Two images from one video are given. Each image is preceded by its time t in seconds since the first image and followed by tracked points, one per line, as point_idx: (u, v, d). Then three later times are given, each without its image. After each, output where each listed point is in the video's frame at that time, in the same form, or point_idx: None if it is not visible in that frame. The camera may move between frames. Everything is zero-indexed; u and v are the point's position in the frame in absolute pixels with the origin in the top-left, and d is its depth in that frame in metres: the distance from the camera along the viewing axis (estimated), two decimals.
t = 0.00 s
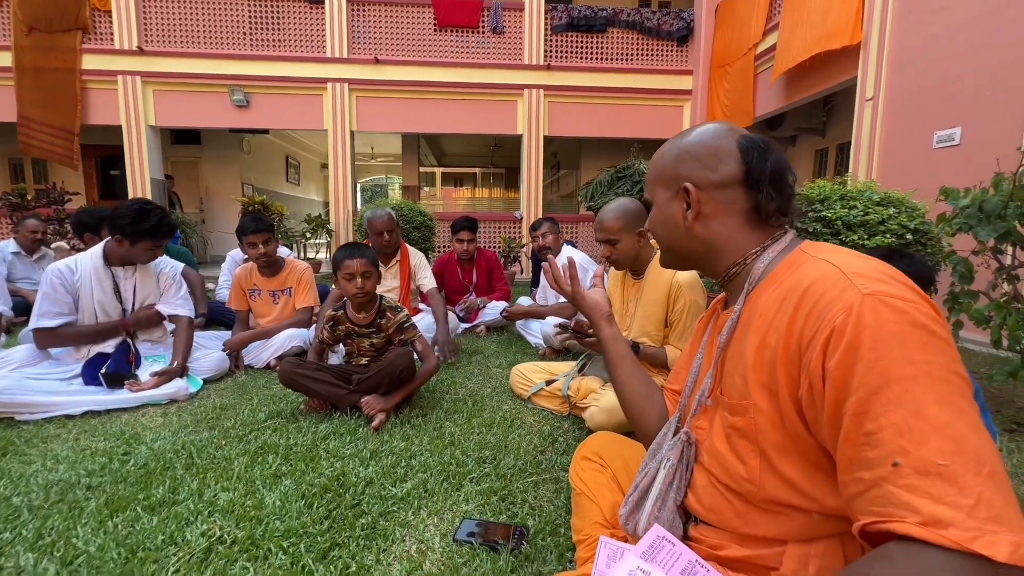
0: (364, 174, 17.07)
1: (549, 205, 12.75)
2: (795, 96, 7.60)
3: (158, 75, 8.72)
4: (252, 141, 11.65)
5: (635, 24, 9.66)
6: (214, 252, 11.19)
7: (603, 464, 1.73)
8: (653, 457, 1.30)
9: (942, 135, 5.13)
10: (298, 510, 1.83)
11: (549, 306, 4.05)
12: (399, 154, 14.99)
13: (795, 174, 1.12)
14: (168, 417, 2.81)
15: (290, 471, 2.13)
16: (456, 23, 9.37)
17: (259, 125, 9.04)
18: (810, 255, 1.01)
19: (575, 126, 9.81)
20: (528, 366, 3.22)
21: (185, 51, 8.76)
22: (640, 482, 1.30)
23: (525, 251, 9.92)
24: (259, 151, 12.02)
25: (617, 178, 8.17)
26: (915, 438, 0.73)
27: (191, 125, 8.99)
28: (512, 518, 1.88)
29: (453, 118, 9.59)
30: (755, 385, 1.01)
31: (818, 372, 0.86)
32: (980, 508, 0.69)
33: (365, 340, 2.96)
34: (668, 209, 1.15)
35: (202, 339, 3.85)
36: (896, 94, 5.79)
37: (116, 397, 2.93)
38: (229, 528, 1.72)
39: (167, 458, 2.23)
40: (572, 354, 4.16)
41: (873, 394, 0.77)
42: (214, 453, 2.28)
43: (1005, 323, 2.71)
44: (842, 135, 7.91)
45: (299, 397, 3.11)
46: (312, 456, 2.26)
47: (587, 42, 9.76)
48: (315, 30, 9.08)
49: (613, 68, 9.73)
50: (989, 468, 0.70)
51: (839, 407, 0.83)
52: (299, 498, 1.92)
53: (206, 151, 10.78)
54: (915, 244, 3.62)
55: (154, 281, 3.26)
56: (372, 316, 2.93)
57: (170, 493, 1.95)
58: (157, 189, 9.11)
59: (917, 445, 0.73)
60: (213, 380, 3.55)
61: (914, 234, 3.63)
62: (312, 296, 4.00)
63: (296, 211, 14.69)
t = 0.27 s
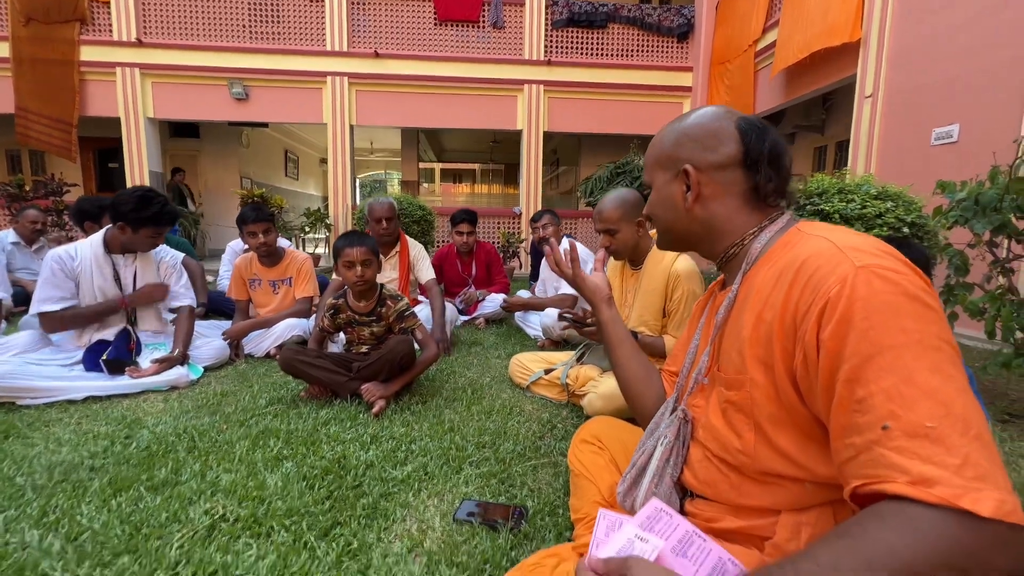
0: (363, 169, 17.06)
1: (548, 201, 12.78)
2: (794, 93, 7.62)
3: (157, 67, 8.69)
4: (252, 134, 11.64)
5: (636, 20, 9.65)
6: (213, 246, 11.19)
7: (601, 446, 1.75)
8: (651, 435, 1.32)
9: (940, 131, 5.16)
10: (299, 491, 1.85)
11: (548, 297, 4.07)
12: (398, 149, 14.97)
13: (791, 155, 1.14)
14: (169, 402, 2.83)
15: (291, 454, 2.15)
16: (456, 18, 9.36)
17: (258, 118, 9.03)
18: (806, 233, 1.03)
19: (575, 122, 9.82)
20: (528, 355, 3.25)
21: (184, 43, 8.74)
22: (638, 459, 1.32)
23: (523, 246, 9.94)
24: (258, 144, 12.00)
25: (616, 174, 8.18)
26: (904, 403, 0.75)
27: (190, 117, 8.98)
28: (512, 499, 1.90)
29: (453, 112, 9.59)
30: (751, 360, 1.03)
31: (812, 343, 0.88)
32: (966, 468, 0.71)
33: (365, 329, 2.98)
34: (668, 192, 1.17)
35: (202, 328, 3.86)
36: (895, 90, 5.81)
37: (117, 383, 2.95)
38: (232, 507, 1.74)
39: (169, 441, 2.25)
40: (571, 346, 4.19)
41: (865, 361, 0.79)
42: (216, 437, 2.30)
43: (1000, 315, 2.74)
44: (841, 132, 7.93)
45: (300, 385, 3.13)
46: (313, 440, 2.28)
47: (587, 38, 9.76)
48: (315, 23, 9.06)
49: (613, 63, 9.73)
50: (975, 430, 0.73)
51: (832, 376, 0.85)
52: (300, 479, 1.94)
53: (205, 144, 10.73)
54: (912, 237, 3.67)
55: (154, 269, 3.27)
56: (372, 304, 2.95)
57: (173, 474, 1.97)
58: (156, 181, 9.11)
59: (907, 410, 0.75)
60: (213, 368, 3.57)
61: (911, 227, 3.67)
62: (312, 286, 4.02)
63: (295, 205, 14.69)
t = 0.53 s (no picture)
0: (362, 167, 17.06)
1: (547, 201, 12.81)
2: (793, 94, 7.65)
3: (157, 63, 8.69)
4: (251, 131, 11.63)
5: (636, 20, 9.67)
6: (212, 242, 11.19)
7: (599, 439, 1.77)
8: (649, 425, 1.34)
9: (936, 133, 5.20)
10: (301, 481, 1.87)
11: (547, 295, 4.10)
12: (398, 147, 14.99)
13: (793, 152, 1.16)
14: (170, 395, 2.84)
15: (292, 446, 2.16)
16: (457, 16, 9.37)
17: (258, 115, 9.03)
18: (802, 226, 1.05)
19: (574, 121, 9.84)
20: (527, 351, 3.27)
21: (184, 39, 8.73)
22: (635, 449, 1.35)
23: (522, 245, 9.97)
24: (257, 141, 11.99)
25: (615, 174, 8.21)
26: (894, 389, 0.77)
27: (189, 113, 8.97)
28: (511, 491, 1.93)
29: (452, 111, 9.60)
30: (747, 350, 1.05)
31: (807, 333, 0.90)
32: (954, 452, 0.73)
33: (366, 324, 3.00)
34: (673, 183, 1.18)
35: (202, 322, 3.87)
36: (893, 92, 5.84)
37: (117, 376, 2.96)
38: (234, 497, 1.76)
39: (171, 433, 2.27)
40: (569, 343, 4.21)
41: (858, 349, 0.81)
42: (217, 429, 2.32)
43: (993, 314, 2.77)
44: (839, 134, 7.96)
45: (300, 379, 3.15)
46: (314, 433, 2.30)
47: (587, 38, 9.78)
48: (315, 20, 9.06)
49: (613, 63, 9.75)
50: (962, 415, 0.75)
51: (825, 364, 0.87)
52: (302, 470, 1.95)
53: (204, 140, 10.69)
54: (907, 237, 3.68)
55: (155, 263, 3.28)
56: (372, 299, 2.97)
57: (175, 464, 1.99)
58: (154, 177, 9.10)
59: (897, 396, 0.77)
60: (213, 363, 3.58)
61: (907, 227, 3.69)
62: (312, 281, 4.03)
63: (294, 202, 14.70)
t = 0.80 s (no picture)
0: (359, 166, 17.03)
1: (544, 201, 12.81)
2: (789, 96, 7.69)
3: (152, 59, 8.64)
4: (246, 129, 11.59)
5: (633, 21, 9.69)
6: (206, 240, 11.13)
7: (594, 438, 1.77)
8: (643, 423, 1.34)
9: (930, 137, 5.23)
10: (294, 479, 1.86)
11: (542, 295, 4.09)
12: (394, 146, 14.96)
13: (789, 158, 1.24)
14: (163, 393, 2.82)
15: (286, 443, 2.15)
16: (455, 16, 9.36)
17: (254, 112, 8.99)
18: (794, 224, 1.05)
19: (571, 122, 9.84)
20: (522, 350, 3.26)
21: (180, 35, 8.69)
22: (630, 446, 1.35)
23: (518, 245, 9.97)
24: (252, 139, 11.95)
25: (612, 174, 8.22)
26: (883, 385, 0.77)
27: (184, 111, 8.92)
28: (505, 489, 1.93)
29: (449, 110, 9.59)
30: (739, 347, 1.06)
31: (797, 331, 0.90)
32: (941, 447, 0.73)
33: (361, 322, 2.99)
34: (698, 166, 1.13)
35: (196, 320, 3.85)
36: (887, 94, 5.87)
37: (110, 373, 2.94)
38: (226, 494, 1.75)
39: (164, 430, 2.25)
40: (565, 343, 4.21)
41: (847, 346, 0.82)
42: (210, 427, 2.31)
43: (985, 315, 2.78)
44: (834, 136, 8.00)
45: (294, 377, 3.14)
46: (308, 430, 2.29)
47: (585, 38, 9.79)
48: (312, 18, 9.04)
49: (610, 64, 9.76)
50: (950, 410, 0.75)
51: (815, 361, 0.87)
52: (295, 468, 1.95)
53: (198, 138, 10.65)
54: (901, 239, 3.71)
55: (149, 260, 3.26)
56: (368, 298, 2.96)
57: (167, 462, 1.97)
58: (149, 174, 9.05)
59: (886, 391, 0.77)
60: (207, 360, 3.56)
61: (901, 229, 3.71)
62: (307, 280, 4.02)
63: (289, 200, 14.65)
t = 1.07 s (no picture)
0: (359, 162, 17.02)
1: (545, 198, 12.81)
2: (791, 93, 7.68)
3: (153, 54, 8.62)
4: (247, 124, 11.58)
5: (635, 18, 9.66)
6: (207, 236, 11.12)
7: (596, 431, 1.78)
8: (645, 415, 1.35)
9: (932, 134, 5.23)
10: (296, 472, 1.87)
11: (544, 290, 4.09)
12: (395, 143, 14.94)
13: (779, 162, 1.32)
14: (165, 386, 2.83)
15: (289, 436, 2.16)
16: (456, 12, 9.34)
17: (254, 108, 8.97)
18: (800, 218, 1.06)
19: (572, 118, 9.82)
20: (523, 346, 3.27)
21: (180, 30, 8.67)
22: (632, 438, 1.35)
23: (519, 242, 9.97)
24: (253, 135, 11.93)
25: (613, 171, 8.20)
26: (888, 377, 0.77)
27: (185, 106, 8.91)
28: (507, 483, 1.93)
29: (450, 106, 9.57)
30: (743, 340, 1.06)
31: (801, 324, 0.91)
32: (944, 438, 0.74)
33: (363, 317, 2.99)
34: (738, 152, 1.11)
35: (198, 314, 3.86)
36: (889, 92, 5.85)
37: (112, 366, 2.95)
38: (229, 486, 1.76)
39: (166, 423, 2.26)
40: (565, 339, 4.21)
41: (852, 338, 0.82)
42: (212, 420, 2.31)
43: (985, 312, 2.78)
44: (836, 133, 7.98)
45: (296, 371, 3.15)
46: (310, 424, 2.30)
47: (586, 35, 9.76)
48: (313, 13, 9.02)
49: (611, 60, 9.73)
50: (953, 402, 0.75)
51: (820, 354, 0.88)
52: (298, 460, 1.95)
53: (199, 133, 10.63)
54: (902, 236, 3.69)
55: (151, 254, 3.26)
56: (370, 292, 2.97)
57: (170, 454, 1.98)
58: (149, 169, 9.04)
59: (889, 383, 0.77)
60: (209, 355, 3.57)
61: (902, 225, 3.70)
62: (308, 275, 4.03)
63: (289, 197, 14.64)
